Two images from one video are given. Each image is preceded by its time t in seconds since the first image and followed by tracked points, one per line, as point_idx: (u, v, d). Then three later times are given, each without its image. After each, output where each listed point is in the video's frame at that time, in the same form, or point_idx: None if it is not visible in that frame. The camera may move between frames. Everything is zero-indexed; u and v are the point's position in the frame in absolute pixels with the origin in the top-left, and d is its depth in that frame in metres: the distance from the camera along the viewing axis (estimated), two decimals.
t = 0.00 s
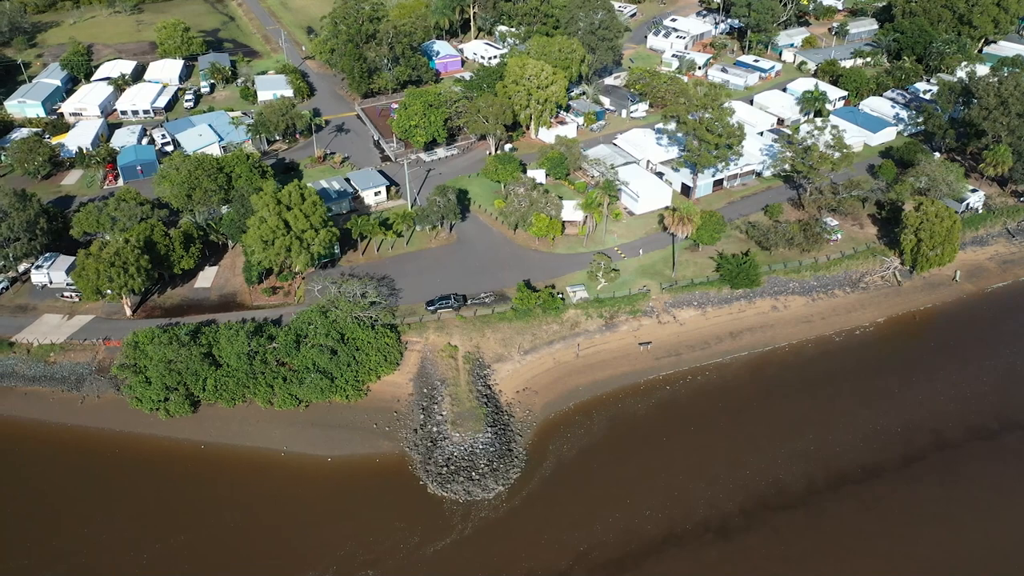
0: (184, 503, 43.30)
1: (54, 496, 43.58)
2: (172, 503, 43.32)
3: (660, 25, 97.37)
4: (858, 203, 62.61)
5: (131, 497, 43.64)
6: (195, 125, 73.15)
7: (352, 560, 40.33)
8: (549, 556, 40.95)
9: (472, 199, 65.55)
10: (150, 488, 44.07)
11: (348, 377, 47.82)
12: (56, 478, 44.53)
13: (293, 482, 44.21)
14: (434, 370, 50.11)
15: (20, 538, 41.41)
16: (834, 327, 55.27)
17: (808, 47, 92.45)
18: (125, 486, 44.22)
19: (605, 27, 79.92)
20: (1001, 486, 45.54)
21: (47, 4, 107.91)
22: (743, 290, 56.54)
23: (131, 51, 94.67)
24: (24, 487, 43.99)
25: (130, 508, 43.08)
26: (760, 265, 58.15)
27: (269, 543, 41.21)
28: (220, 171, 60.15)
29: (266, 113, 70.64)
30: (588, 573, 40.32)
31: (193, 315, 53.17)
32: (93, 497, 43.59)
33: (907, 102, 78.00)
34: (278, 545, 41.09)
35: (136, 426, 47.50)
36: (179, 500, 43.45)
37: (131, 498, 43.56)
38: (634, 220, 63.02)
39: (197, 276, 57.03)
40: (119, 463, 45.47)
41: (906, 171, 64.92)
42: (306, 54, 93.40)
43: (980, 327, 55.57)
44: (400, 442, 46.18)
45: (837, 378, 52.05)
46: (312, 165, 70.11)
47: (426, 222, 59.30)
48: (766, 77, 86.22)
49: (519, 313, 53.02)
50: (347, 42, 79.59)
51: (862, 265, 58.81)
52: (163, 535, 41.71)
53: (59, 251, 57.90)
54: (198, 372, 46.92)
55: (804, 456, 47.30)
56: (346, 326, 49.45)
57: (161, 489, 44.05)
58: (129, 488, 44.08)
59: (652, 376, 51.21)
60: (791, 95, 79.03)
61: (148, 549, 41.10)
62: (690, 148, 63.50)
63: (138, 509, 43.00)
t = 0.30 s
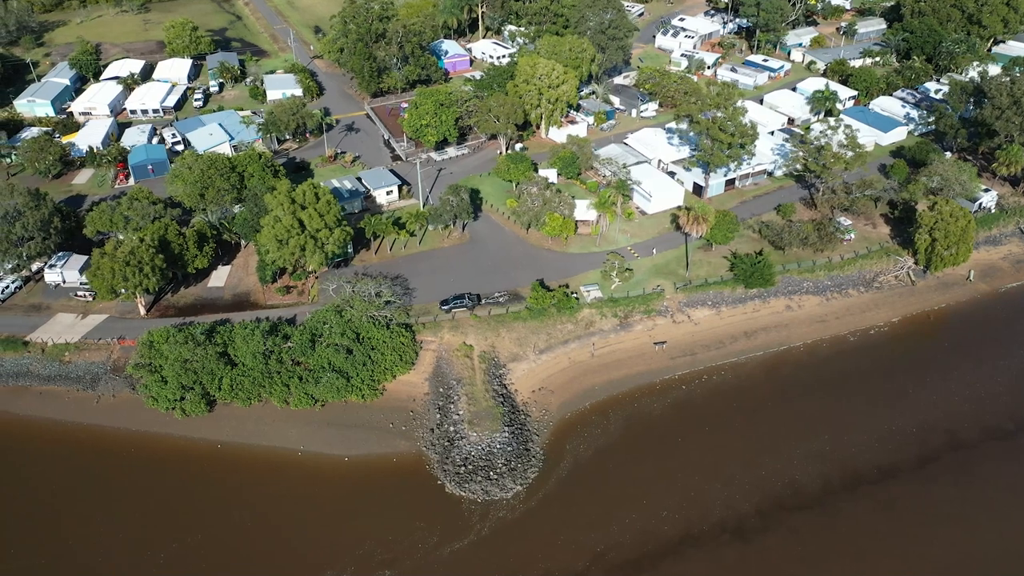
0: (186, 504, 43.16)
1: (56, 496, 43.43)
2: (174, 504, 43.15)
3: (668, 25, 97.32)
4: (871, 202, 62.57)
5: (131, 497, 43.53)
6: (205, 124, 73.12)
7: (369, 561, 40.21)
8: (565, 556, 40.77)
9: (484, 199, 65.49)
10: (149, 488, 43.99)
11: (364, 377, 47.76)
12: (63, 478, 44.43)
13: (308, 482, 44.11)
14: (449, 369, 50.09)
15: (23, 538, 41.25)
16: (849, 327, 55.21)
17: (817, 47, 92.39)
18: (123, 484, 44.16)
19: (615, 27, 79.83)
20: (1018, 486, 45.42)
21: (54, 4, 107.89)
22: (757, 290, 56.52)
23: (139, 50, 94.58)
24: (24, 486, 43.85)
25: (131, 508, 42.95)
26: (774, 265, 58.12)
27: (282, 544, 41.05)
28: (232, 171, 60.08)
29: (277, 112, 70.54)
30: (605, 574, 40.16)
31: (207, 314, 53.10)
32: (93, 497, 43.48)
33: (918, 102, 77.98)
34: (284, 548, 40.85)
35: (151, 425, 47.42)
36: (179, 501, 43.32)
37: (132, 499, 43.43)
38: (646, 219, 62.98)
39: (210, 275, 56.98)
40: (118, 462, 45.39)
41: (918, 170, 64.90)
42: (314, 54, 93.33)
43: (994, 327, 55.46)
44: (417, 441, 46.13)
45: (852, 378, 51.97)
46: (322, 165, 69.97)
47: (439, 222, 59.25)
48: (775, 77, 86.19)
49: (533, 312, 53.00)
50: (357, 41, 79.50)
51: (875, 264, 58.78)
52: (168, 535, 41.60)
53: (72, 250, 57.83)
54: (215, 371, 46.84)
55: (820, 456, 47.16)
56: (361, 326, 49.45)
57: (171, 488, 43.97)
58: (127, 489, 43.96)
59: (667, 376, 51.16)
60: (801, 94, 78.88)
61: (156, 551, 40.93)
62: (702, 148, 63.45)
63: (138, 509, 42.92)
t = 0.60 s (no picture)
0: (184, 504, 43.04)
1: (53, 496, 43.32)
2: (173, 504, 43.04)
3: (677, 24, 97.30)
4: (884, 202, 62.54)
5: (129, 497, 43.43)
6: (216, 123, 73.07)
7: (386, 561, 40.12)
8: (584, 557, 40.67)
9: (497, 198, 65.44)
10: (148, 488, 43.88)
11: (381, 376, 47.69)
12: (68, 478, 44.37)
13: (324, 482, 44.00)
14: (465, 368, 50.11)
15: (22, 538, 41.17)
16: (864, 326, 55.15)
17: (826, 46, 92.33)
18: (122, 484, 44.08)
19: (625, 26, 79.75)
20: None
21: (62, 2, 107.89)
22: (771, 290, 56.47)
23: (147, 49, 94.55)
24: (22, 486, 43.76)
25: (129, 508, 42.84)
26: (788, 264, 58.08)
27: (280, 544, 40.91)
28: (246, 170, 60.02)
29: (288, 111, 70.46)
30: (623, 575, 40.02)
31: (221, 313, 53.03)
32: (90, 497, 43.37)
33: (928, 101, 77.95)
34: (282, 549, 40.70)
35: (167, 425, 47.34)
36: (178, 500, 43.22)
37: (130, 498, 43.35)
38: (659, 219, 62.95)
39: (224, 274, 56.93)
40: (115, 462, 45.30)
41: (931, 170, 64.90)
42: (323, 53, 93.27)
43: (1009, 326, 55.38)
44: (434, 441, 46.09)
45: (868, 378, 51.88)
46: (334, 164, 69.89)
47: (453, 221, 59.17)
48: (785, 76, 86.16)
49: (549, 312, 52.96)
50: (367, 41, 79.44)
51: (889, 264, 58.77)
52: (165, 536, 41.44)
53: (85, 249, 57.78)
54: (231, 371, 46.71)
55: (838, 456, 47.00)
56: (377, 325, 49.39)
57: (187, 488, 43.88)
58: (125, 489, 43.83)
59: (684, 375, 51.11)
60: (811, 94, 78.82)
61: (153, 552, 40.77)
62: (715, 147, 63.40)
63: (136, 508, 42.82)
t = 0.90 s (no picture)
0: (185, 504, 42.96)
1: (54, 496, 43.23)
2: (174, 504, 42.95)
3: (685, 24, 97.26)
4: (898, 202, 62.50)
5: (130, 497, 43.34)
6: (228, 123, 73.05)
7: (405, 561, 40.07)
8: (603, 558, 40.57)
9: (510, 198, 65.41)
10: (151, 488, 43.77)
11: (398, 376, 47.59)
12: (77, 478, 44.29)
13: (344, 483, 43.90)
14: (482, 368, 50.10)
15: (24, 539, 41.10)
16: (880, 326, 55.09)
17: (835, 46, 92.29)
18: (125, 484, 44.00)
19: (636, 26, 79.75)
20: None
21: (69, 2, 107.87)
22: (787, 289, 56.41)
23: (156, 49, 94.47)
24: (23, 486, 43.69)
25: (130, 508, 42.74)
26: (803, 264, 58.06)
27: (288, 544, 40.85)
28: (259, 169, 59.97)
29: (300, 111, 70.38)
30: None
31: (237, 313, 52.99)
32: (90, 497, 43.28)
33: (939, 101, 77.88)
34: (290, 549, 40.66)
35: (183, 425, 47.29)
36: (179, 501, 43.14)
37: (131, 498, 43.25)
38: (673, 218, 62.91)
39: (238, 274, 56.90)
40: (121, 462, 45.23)
41: (944, 169, 64.88)
42: (332, 53, 93.23)
43: None
44: (452, 441, 46.06)
45: (884, 377, 51.80)
46: (345, 164, 69.79)
47: (466, 221, 59.13)
48: (795, 76, 86.13)
49: (564, 312, 52.94)
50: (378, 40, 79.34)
51: (904, 264, 58.77)
52: (166, 536, 41.35)
53: (99, 249, 57.71)
54: (248, 370, 46.60)
55: (856, 457, 46.87)
56: (394, 325, 49.30)
57: (204, 487, 43.81)
58: (125, 488, 43.76)
59: (701, 375, 51.06)
60: (822, 93, 78.71)
61: (154, 552, 40.70)
62: (728, 147, 63.34)
63: (136, 508, 42.73)
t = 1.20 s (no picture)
0: (185, 504, 42.91)
1: (54, 496, 43.17)
2: (174, 504, 42.91)
3: (694, 24, 97.19)
4: (912, 202, 62.47)
5: (130, 496, 43.27)
6: (239, 122, 73.03)
7: (425, 561, 40.01)
8: (622, 559, 40.49)
9: (523, 198, 65.39)
10: (154, 488, 43.69)
11: (416, 376, 47.49)
12: (88, 478, 44.22)
13: (363, 484, 43.83)
14: (500, 368, 50.08)
15: (24, 538, 41.03)
16: (897, 326, 55.04)
17: (845, 45, 92.25)
18: (136, 483, 43.94)
19: (647, 26, 79.73)
20: None
21: (77, 2, 107.87)
22: (803, 289, 56.36)
23: (165, 49, 94.43)
24: (26, 486, 43.67)
25: (130, 508, 42.67)
26: (819, 264, 58.06)
27: (293, 544, 40.83)
28: (274, 169, 59.95)
29: (312, 111, 70.33)
30: None
31: (253, 313, 52.95)
32: (92, 497, 43.22)
33: (951, 101, 77.82)
34: (295, 549, 40.64)
35: (200, 425, 47.23)
36: (179, 500, 43.08)
37: (131, 498, 43.17)
38: (686, 218, 62.87)
39: (253, 274, 56.89)
40: (134, 461, 45.17)
41: (957, 169, 64.83)
42: (341, 52, 93.22)
43: None
44: (471, 441, 46.02)
45: (902, 377, 51.72)
46: (358, 164, 69.77)
47: (481, 220, 59.09)
48: (805, 76, 86.08)
49: (581, 312, 52.94)
50: (389, 40, 79.25)
51: (920, 263, 58.74)
52: (165, 536, 41.29)
53: (114, 249, 57.69)
54: (266, 370, 46.50)
55: (874, 458, 46.75)
56: (411, 325, 49.24)
57: (220, 488, 43.71)
58: (130, 487, 43.75)
59: (719, 375, 51.02)
60: (833, 93, 78.60)
61: (155, 552, 40.62)
62: (742, 147, 63.29)
63: (136, 508, 42.64)
